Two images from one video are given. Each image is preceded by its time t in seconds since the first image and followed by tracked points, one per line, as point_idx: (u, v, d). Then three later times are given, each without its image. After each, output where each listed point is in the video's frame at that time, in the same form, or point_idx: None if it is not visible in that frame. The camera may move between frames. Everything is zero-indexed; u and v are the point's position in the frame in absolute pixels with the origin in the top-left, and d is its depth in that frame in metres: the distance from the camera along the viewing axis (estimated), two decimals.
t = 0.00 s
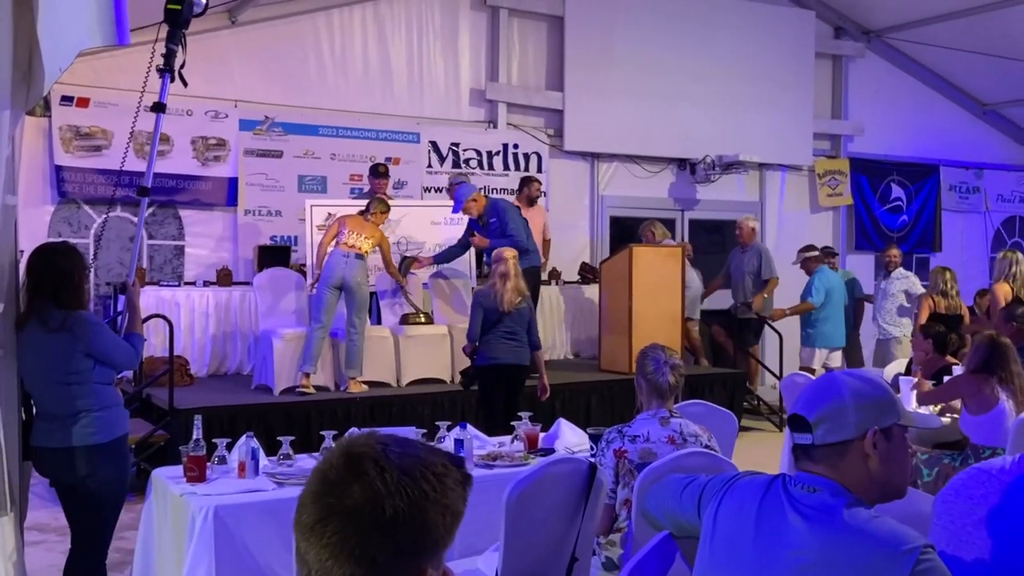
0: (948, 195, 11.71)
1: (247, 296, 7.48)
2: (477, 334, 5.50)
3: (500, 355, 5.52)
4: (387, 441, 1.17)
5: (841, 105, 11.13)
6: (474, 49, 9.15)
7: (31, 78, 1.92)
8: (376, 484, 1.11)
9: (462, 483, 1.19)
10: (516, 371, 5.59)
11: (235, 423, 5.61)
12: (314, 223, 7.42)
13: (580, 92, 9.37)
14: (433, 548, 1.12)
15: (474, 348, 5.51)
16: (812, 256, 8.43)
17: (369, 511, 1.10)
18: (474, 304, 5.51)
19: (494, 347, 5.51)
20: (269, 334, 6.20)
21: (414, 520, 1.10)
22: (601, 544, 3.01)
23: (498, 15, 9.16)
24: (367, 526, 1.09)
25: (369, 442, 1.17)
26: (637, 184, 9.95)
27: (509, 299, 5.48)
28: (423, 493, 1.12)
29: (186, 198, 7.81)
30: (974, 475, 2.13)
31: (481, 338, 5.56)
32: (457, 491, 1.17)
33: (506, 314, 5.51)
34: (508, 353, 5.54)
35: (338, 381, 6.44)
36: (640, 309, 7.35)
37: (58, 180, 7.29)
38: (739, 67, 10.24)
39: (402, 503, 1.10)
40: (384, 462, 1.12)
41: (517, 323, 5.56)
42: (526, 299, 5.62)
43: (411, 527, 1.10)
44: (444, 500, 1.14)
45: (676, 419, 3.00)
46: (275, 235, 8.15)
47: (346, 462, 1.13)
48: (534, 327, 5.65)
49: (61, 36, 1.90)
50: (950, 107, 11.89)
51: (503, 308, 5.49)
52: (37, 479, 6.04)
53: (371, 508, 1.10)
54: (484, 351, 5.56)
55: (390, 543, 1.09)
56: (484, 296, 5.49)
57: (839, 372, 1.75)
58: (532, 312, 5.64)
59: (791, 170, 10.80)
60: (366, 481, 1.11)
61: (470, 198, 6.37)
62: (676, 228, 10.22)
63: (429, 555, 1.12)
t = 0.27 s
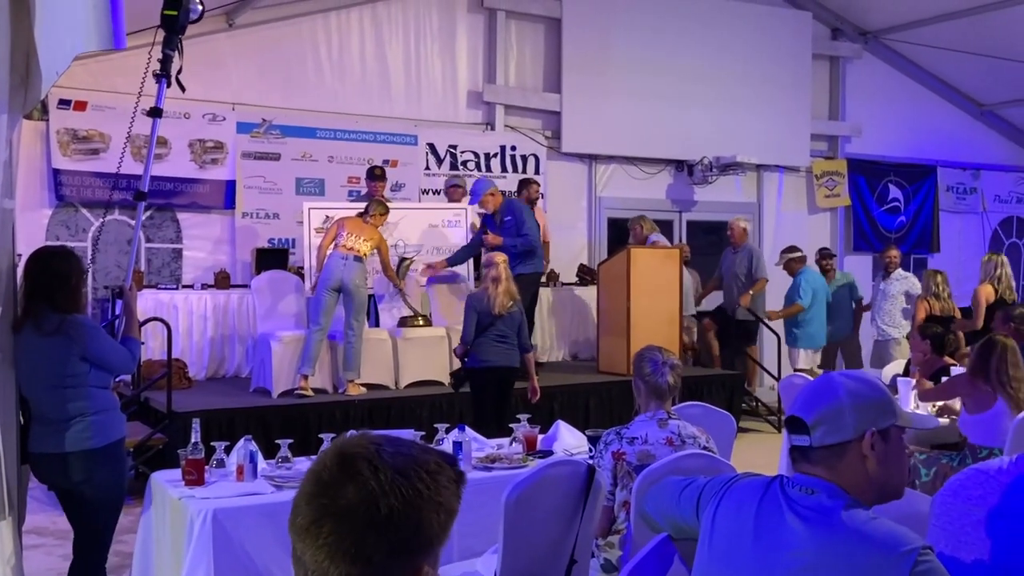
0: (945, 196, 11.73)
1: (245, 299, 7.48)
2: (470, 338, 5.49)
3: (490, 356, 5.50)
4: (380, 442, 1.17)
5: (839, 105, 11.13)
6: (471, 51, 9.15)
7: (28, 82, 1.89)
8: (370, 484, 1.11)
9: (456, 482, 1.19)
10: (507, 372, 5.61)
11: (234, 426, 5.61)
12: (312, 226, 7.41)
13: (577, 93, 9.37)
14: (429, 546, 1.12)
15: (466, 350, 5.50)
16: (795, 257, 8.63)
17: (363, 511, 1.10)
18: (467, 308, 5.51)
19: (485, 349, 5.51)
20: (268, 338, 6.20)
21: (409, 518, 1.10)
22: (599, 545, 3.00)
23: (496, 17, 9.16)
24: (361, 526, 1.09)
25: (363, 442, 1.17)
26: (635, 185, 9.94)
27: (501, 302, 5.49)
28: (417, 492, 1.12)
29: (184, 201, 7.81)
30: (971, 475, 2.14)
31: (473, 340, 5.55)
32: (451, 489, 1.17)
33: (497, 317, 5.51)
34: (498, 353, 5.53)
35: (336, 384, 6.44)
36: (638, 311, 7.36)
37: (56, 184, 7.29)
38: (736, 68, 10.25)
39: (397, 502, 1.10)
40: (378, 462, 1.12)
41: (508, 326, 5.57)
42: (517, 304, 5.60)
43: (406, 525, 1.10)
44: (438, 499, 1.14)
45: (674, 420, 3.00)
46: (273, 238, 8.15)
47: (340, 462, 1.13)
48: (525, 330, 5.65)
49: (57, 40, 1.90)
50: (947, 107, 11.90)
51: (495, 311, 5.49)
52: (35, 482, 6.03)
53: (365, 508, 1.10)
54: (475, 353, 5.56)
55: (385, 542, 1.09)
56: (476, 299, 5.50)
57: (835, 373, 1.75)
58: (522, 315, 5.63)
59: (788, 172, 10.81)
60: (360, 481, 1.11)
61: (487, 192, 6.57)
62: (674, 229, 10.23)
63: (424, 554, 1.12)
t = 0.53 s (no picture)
0: (944, 197, 11.75)
1: (245, 302, 7.48)
2: (469, 336, 5.59)
3: (488, 355, 5.63)
4: (379, 443, 1.17)
5: (837, 107, 11.14)
6: (470, 54, 9.16)
7: (27, 87, 1.92)
8: (369, 485, 1.11)
9: (454, 483, 1.19)
10: (504, 372, 5.74)
11: (234, 430, 5.60)
12: (311, 229, 7.41)
13: (576, 96, 9.38)
14: (427, 547, 1.12)
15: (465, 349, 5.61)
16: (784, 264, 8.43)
17: (363, 512, 1.10)
18: (465, 308, 5.61)
19: (482, 349, 5.62)
20: (267, 341, 6.21)
21: (408, 519, 1.10)
22: (600, 547, 3.00)
23: (494, 19, 9.16)
24: (360, 527, 1.09)
25: (361, 444, 1.17)
26: (635, 187, 9.95)
27: (499, 303, 5.61)
28: (416, 493, 1.12)
29: (183, 204, 7.81)
30: (972, 477, 2.14)
31: (472, 339, 5.64)
32: (450, 490, 1.17)
33: (494, 317, 5.62)
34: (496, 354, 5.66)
35: (336, 387, 6.44)
36: (638, 312, 7.36)
37: (55, 187, 7.29)
38: (734, 70, 10.25)
39: (396, 503, 1.10)
40: (378, 463, 1.12)
41: (506, 326, 5.68)
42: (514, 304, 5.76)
43: (405, 527, 1.10)
44: (437, 500, 1.14)
45: (673, 421, 2.99)
46: (272, 241, 8.15)
47: (339, 463, 1.13)
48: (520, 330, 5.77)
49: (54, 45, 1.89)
50: (945, 109, 11.92)
51: (494, 311, 5.61)
52: (35, 486, 6.03)
53: (365, 509, 1.10)
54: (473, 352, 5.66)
55: (385, 543, 1.09)
56: (474, 300, 5.58)
57: (837, 374, 1.74)
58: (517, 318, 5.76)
59: (787, 173, 10.82)
60: (359, 482, 1.11)
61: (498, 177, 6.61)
62: (673, 231, 10.23)
63: (424, 554, 1.12)
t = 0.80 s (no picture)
0: (942, 198, 11.76)
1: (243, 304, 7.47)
2: (462, 336, 5.58)
3: (481, 356, 5.63)
4: (381, 445, 1.17)
5: (836, 108, 11.15)
6: (469, 55, 9.16)
7: (25, 88, 1.89)
8: (372, 487, 1.11)
9: (454, 485, 1.19)
10: (495, 372, 5.73)
11: (232, 432, 5.60)
12: (309, 231, 7.39)
13: (574, 97, 9.39)
14: (429, 550, 1.13)
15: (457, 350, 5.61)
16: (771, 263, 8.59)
17: (365, 515, 1.10)
18: (458, 308, 5.61)
19: (476, 350, 5.63)
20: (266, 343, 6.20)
21: (410, 522, 1.10)
22: (599, 549, 2.94)
23: (493, 21, 9.17)
24: (363, 529, 1.09)
25: (363, 446, 1.17)
26: (633, 189, 9.95)
27: (491, 303, 5.62)
28: (418, 495, 1.12)
29: (182, 206, 7.81)
30: (970, 478, 2.15)
31: (465, 339, 5.64)
32: (451, 492, 1.17)
33: (487, 317, 5.61)
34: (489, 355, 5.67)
35: (335, 389, 6.43)
36: (637, 313, 7.36)
37: (53, 190, 7.29)
38: (733, 71, 10.26)
39: (398, 507, 1.10)
40: (380, 465, 1.12)
41: (497, 325, 5.67)
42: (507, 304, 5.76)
43: (407, 529, 1.10)
44: (439, 502, 1.14)
45: (667, 420, 3.02)
46: (271, 243, 8.15)
47: (340, 466, 1.13)
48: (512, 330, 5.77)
49: (53, 46, 1.86)
50: (943, 109, 11.93)
51: (487, 311, 5.62)
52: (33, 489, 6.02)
53: (368, 512, 1.10)
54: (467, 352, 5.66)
55: (388, 547, 1.09)
56: (470, 302, 5.59)
57: (832, 374, 1.74)
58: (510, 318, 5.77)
59: (786, 174, 10.82)
60: (362, 485, 1.11)
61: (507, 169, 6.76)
62: (672, 232, 10.23)
63: (425, 557, 1.12)
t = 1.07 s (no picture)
0: (941, 198, 11.78)
1: (242, 305, 7.47)
2: (446, 338, 5.57)
3: (466, 358, 5.64)
4: (379, 448, 1.17)
5: (834, 109, 11.16)
6: (468, 57, 9.16)
7: (23, 90, 1.91)
8: (372, 490, 1.10)
9: (452, 487, 1.20)
10: (481, 372, 5.73)
11: (231, 433, 5.60)
12: (307, 234, 7.38)
13: (573, 99, 9.39)
14: (429, 552, 1.13)
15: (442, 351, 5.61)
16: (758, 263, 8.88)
17: (366, 518, 1.09)
18: (442, 313, 5.59)
19: (461, 352, 5.63)
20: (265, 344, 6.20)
21: (410, 525, 1.10)
22: (599, 551, 2.91)
23: (492, 22, 9.17)
24: (364, 532, 1.09)
25: (361, 449, 1.17)
26: (632, 190, 9.95)
27: (477, 303, 5.61)
28: (418, 497, 1.12)
29: (181, 208, 7.80)
30: (966, 478, 2.14)
31: (450, 340, 5.63)
32: (450, 495, 1.17)
33: (472, 319, 5.61)
34: (474, 357, 5.66)
35: (334, 391, 6.43)
36: (636, 314, 7.36)
37: (52, 191, 7.29)
38: (732, 72, 10.27)
39: (399, 509, 1.10)
40: (381, 468, 1.12)
41: (482, 327, 5.67)
42: (492, 304, 5.75)
43: (407, 532, 1.10)
44: (438, 504, 1.14)
45: (659, 419, 2.98)
46: (270, 244, 8.15)
47: (340, 469, 1.13)
48: (497, 332, 5.76)
49: (50, 48, 1.86)
50: (942, 110, 11.94)
51: (472, 312, 5.61)
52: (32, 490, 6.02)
53: (368, 514, 1.09)
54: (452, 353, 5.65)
55: (388, 549, 1.09)
56: (452, 304, 5.59)
57: (825, 373, 1.73)
58: (496, 320, 5.76)
59: (784, 175, 10.83)
60: (362, 487, 1.11)
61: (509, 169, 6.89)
62: (670, 233, 10.24)
63: (425, 559, 1.12)
